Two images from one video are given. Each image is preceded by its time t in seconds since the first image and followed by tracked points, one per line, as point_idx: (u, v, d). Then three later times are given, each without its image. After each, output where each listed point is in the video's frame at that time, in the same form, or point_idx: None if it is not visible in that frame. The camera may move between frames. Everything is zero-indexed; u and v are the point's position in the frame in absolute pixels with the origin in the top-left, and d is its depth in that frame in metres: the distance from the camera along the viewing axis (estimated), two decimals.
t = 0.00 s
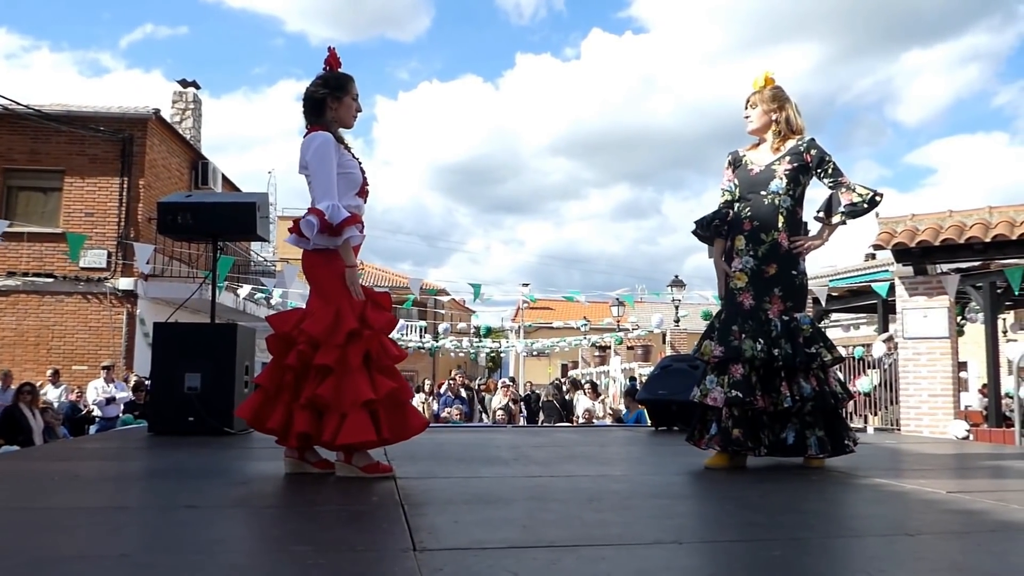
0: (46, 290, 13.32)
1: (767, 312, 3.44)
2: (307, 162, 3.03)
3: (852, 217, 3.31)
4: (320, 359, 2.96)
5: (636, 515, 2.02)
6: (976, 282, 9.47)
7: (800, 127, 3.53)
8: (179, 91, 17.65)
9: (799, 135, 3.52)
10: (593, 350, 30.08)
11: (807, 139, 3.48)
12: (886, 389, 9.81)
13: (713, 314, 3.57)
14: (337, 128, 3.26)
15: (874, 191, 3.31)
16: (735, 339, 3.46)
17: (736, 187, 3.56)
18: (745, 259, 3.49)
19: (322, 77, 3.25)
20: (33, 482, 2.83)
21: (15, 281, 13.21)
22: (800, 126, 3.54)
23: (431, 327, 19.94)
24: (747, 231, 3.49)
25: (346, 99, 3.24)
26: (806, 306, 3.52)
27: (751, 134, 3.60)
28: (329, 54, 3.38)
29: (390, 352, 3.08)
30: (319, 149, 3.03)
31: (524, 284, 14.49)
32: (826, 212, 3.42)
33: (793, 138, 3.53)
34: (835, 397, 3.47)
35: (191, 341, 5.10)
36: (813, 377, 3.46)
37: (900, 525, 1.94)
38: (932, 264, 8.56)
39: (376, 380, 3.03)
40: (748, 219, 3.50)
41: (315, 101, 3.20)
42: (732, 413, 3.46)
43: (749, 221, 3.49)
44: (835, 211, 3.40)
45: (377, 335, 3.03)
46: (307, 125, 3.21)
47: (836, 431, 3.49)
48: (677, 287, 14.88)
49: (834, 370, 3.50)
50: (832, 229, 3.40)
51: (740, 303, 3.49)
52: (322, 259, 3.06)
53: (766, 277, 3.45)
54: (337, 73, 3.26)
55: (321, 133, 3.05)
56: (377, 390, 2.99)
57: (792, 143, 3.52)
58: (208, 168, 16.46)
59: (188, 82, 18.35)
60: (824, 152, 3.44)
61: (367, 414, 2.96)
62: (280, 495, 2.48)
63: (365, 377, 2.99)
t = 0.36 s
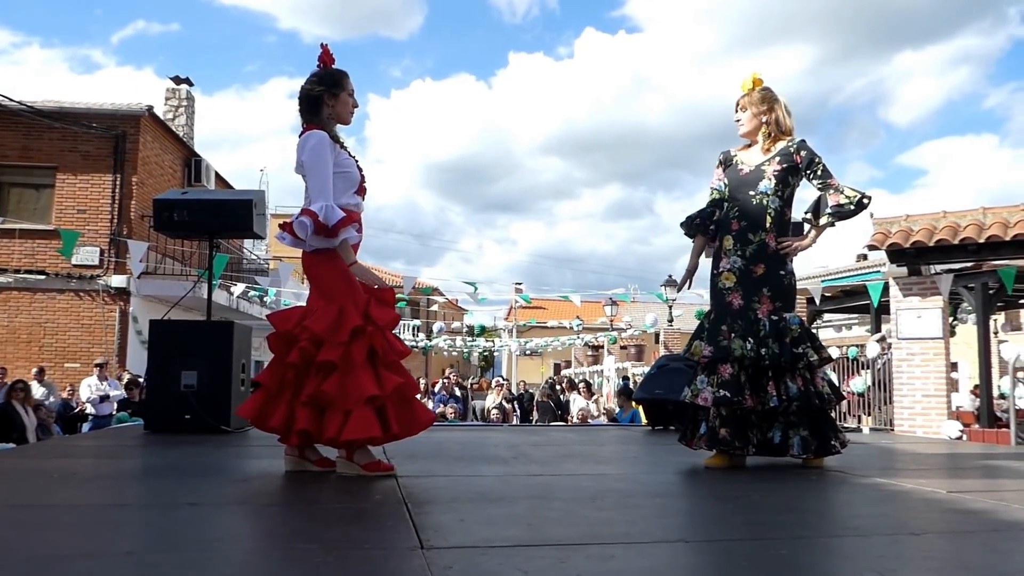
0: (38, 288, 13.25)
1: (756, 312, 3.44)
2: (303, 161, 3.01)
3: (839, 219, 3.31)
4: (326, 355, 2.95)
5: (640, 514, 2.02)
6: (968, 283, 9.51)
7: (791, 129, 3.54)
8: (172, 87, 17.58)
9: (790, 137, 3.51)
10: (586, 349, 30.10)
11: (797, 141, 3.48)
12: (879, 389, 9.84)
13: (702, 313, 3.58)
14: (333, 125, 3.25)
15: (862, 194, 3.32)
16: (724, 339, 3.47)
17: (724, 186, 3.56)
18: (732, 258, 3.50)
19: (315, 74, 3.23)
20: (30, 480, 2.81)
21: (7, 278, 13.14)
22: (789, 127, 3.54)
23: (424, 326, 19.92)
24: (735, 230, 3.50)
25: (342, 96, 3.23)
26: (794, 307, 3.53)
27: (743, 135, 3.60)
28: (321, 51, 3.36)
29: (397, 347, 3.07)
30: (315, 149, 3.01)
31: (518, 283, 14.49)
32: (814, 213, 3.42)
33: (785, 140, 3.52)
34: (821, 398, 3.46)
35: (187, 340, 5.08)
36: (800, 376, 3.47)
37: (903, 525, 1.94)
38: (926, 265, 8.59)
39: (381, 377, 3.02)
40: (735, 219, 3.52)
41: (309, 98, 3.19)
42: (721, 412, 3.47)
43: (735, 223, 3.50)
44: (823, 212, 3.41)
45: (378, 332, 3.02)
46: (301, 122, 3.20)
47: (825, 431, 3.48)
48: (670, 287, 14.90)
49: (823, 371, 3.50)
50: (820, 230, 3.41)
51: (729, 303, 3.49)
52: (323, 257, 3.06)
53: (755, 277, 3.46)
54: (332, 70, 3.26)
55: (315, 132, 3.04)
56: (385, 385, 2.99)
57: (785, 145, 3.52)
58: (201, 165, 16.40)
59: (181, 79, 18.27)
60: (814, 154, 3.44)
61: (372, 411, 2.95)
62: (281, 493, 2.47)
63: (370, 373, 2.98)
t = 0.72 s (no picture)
0: (23, 275, 13.17)
1: (751, 299, 3.45)
2: (308, 146, 3.00)
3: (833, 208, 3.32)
4: (329, 341, 2.94)
5: (643, 500, 2.04)
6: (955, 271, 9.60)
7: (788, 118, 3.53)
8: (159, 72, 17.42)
9: (786, 127, 3.51)
10: (573, 338, 30.18)
11: (793, 131, 3.48)
12: (867, 376, 9.91)
13: (698, 301, 3.59)
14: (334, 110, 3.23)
15: (856, 184, 3.33)
16: (718, 326, 3.48)
17: (721, 176, 3.56)
18: (728, 246, 3.50)
19: (315, 58, 3.20)
20: (25, 467, 2.79)
21: None
22: (786, 116, 3.54)
23: (413, 313, 19.90)
24: (732, 218, 3.51)
25: (343, 80, 3.20)
26: (789, 294, 3.51)
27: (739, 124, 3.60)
28: (321, 35, 3.33)
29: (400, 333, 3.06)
30: (321, 133, 3.00)
31: (507, 271, 14.48)
32: (809, 203, 3.43)
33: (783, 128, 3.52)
34: (813, 385, 3.47)
35: (179, 325, 5.05)
36: (795, 363, 3.47)
37: (903, 510, 1.97)
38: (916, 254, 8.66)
39: (383, 364, 3.02)
40: (729, 207, 3.52)
41: (310, 83, 3.16)
42: (714, 399, 3.49)
43: (731, 211, 3.51)
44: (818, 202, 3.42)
45: (380, 318, 3.01)
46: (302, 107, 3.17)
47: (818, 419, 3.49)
48: (659, 274, 14.93)
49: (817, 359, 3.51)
50: (814, 219, 3.41)
51: (725, 290, 3.50)
52: (322, 244, 3.04)
53: (750, 264, 3.47)
54: (332, 53, 3.23)
55: (321, 117, 3.03)
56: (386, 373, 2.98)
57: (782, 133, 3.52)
58: (188, 151, 16.27)
59: (168, 63, 18.10)
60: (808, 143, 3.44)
61: (374, 397, 2.95)
62: (280, 479, 2.47)
63: (372, 360, 2.97)
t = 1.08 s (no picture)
0: (2, 265, 13.02)
1: (756, 292, 3.47)
2: (310, 136, 2.97)
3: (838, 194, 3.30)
4: (325, 334, 2.92)
5: (644, 491, 2.04)
6: (937, 265, 9.69)
7: (791, 108, 3.52)
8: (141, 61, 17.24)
9: (789, 116, 3.51)
10: (556, 330, 30.23)
11: (795, 120, 3.47)
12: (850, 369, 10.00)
13: (705, 295, 3.61)
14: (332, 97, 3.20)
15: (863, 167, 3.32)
16: (721, 319, 3.51)
17: (725, 170, 3.59)
18: (736, 240, 3.51)
19: (310, 45, 3.17)
20: (16, 460, 2.75)
21: None
22: (791, 107, 3.52)
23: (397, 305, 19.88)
24: (738, 211, 3.52)
25: (340, 66, 3.18)
26: (797, 286, 3.53)
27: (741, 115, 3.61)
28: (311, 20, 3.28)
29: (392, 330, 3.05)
30: (323, 124, 2.98)
31: (491, 263, 14.47)
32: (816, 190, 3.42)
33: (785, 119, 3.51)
34: (815, 378, 3.48)
35: (166, 316, 5.01)
36: (801, 355, 3.48)
37: (903, 500, 1.98)
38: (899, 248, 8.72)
39: (378, 359, 3.00)
40: (736, 202, 3.52)
41: (306, 71, 3.14)
42: (716, 390, 3.50)
43: (738, 204, 3.51)
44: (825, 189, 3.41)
45: (376, 313, 3.00)
46: (302, 96, 3.15)
47: (825, 411, 3.50)
48: (643, 267, 14.97)
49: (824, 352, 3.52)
50: (822, 206, 3.41)
51: (731, 283, 3.52)
52: (317, 236, 3.01)
53: (756, 258, 3.48)
54: (325, 38, 3.19)
55: (322, 108, 3.00)
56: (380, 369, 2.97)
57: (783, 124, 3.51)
58: (170, 141, 16.12)
59: (149, 52, 17.91)
60: (810, 132, 3.43)
61: (370, 392, 2.93)
62: (275, 471, 2.45)
63: (366, 355, 2.96)
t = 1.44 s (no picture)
0: None
1: (749, 278, 3.49)
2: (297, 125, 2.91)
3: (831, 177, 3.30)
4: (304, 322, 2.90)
5: (637, 477, 2.04)
6: (918, 252, 9.77)
7: (786, 93, 3.52)
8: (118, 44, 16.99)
9: (785, 102, 3.51)
10: (539, 316, 30.25)
11: (790, 105, 3.48)
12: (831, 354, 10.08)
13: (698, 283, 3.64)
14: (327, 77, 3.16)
15: (857, 150, 3.31)
16: (712, 305, 3.54)
17: (721, 159, 3.62)
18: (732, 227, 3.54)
19: (304, 26, 3.12)
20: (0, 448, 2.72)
21: None
22: (786, 91, 3.52)
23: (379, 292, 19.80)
24: (735, 197, 3.54)
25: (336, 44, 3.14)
26: (792, 272, 3.52)
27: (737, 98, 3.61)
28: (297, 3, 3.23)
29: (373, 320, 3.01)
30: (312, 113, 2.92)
31: (474, 250, 14.42)
32: (811, 174, 3.42)
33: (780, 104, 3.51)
34: (808, 365, 3.45)
35: (150, 303, 4.96)
36: (788, 341, 3.48)
37: (893, 484, 1.99)
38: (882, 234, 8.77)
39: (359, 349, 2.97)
40: (733, 188, 3.55)
41: (301, 52, 3.09)
42: (707, 376, 3.52)
43: (735, 191, 3.53)
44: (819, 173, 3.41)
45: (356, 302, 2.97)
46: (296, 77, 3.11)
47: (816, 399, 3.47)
48: (626, 253, 14.99)
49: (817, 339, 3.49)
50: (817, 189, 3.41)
51: (724, 269, 3.56)
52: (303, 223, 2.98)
53: (750, 244, 3.50)
54: (317, 19, 3.16)
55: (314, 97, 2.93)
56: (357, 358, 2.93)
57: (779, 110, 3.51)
58: (149, 125, 15.92)
59: (127, 35, 17.65)
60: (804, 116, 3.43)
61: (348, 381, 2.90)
62: (265, 458, 2.43)
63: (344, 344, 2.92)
